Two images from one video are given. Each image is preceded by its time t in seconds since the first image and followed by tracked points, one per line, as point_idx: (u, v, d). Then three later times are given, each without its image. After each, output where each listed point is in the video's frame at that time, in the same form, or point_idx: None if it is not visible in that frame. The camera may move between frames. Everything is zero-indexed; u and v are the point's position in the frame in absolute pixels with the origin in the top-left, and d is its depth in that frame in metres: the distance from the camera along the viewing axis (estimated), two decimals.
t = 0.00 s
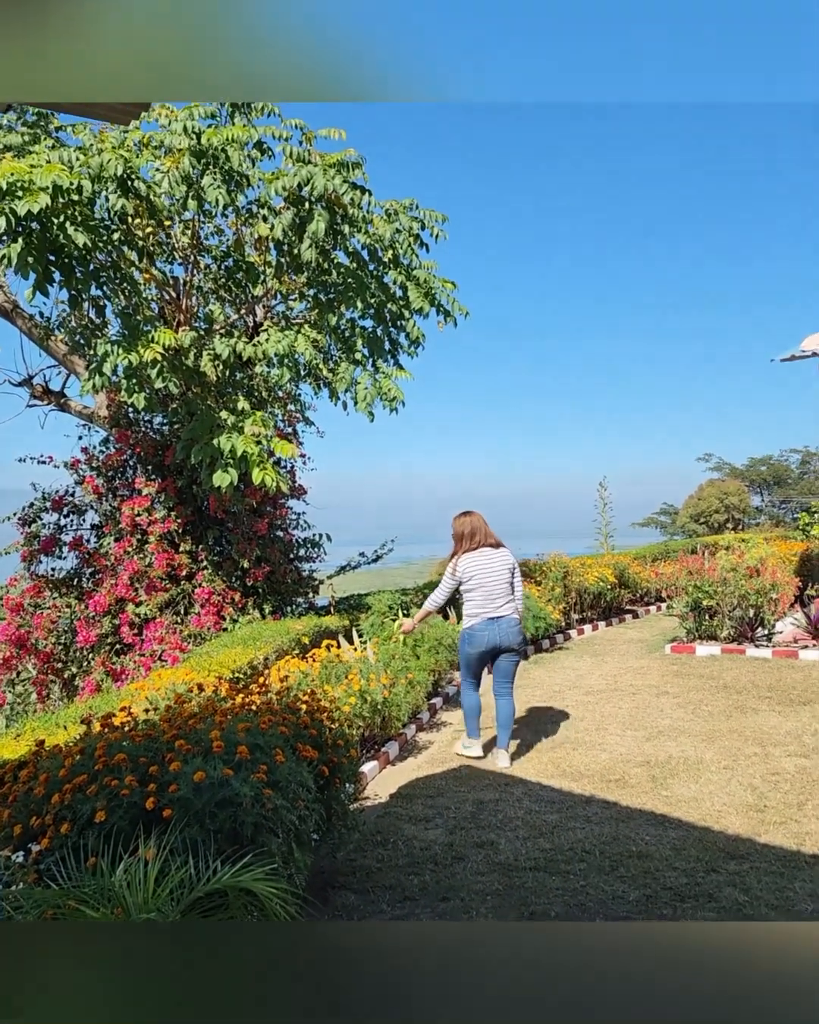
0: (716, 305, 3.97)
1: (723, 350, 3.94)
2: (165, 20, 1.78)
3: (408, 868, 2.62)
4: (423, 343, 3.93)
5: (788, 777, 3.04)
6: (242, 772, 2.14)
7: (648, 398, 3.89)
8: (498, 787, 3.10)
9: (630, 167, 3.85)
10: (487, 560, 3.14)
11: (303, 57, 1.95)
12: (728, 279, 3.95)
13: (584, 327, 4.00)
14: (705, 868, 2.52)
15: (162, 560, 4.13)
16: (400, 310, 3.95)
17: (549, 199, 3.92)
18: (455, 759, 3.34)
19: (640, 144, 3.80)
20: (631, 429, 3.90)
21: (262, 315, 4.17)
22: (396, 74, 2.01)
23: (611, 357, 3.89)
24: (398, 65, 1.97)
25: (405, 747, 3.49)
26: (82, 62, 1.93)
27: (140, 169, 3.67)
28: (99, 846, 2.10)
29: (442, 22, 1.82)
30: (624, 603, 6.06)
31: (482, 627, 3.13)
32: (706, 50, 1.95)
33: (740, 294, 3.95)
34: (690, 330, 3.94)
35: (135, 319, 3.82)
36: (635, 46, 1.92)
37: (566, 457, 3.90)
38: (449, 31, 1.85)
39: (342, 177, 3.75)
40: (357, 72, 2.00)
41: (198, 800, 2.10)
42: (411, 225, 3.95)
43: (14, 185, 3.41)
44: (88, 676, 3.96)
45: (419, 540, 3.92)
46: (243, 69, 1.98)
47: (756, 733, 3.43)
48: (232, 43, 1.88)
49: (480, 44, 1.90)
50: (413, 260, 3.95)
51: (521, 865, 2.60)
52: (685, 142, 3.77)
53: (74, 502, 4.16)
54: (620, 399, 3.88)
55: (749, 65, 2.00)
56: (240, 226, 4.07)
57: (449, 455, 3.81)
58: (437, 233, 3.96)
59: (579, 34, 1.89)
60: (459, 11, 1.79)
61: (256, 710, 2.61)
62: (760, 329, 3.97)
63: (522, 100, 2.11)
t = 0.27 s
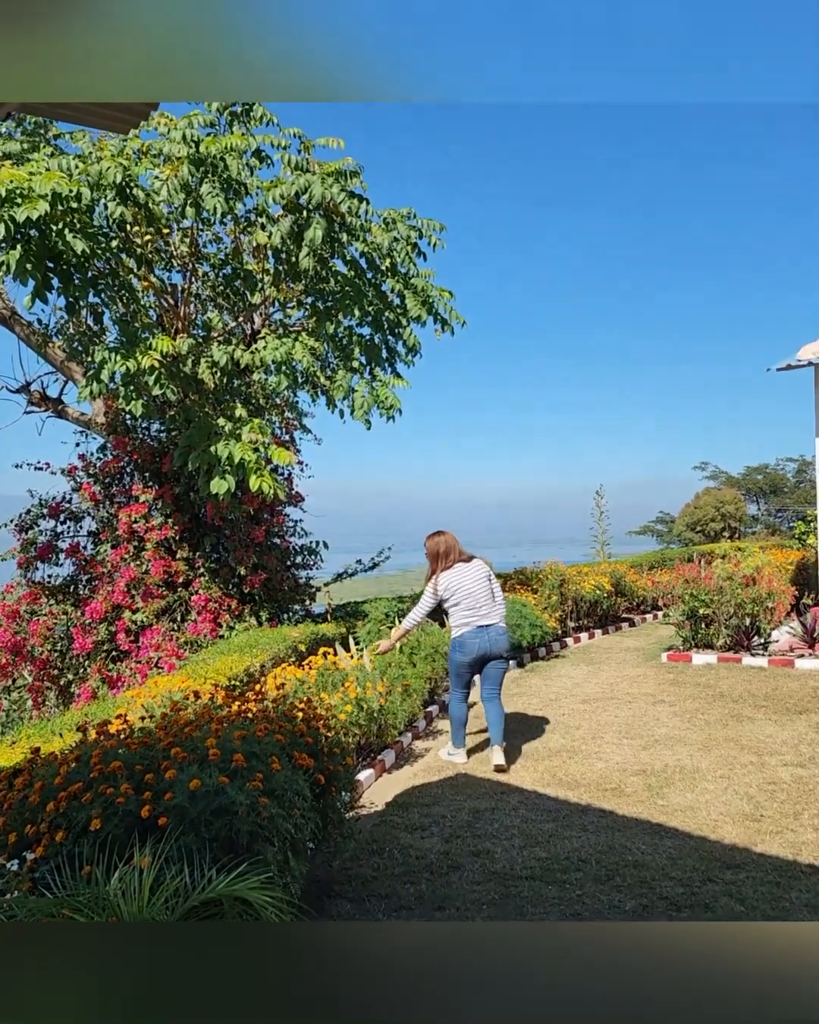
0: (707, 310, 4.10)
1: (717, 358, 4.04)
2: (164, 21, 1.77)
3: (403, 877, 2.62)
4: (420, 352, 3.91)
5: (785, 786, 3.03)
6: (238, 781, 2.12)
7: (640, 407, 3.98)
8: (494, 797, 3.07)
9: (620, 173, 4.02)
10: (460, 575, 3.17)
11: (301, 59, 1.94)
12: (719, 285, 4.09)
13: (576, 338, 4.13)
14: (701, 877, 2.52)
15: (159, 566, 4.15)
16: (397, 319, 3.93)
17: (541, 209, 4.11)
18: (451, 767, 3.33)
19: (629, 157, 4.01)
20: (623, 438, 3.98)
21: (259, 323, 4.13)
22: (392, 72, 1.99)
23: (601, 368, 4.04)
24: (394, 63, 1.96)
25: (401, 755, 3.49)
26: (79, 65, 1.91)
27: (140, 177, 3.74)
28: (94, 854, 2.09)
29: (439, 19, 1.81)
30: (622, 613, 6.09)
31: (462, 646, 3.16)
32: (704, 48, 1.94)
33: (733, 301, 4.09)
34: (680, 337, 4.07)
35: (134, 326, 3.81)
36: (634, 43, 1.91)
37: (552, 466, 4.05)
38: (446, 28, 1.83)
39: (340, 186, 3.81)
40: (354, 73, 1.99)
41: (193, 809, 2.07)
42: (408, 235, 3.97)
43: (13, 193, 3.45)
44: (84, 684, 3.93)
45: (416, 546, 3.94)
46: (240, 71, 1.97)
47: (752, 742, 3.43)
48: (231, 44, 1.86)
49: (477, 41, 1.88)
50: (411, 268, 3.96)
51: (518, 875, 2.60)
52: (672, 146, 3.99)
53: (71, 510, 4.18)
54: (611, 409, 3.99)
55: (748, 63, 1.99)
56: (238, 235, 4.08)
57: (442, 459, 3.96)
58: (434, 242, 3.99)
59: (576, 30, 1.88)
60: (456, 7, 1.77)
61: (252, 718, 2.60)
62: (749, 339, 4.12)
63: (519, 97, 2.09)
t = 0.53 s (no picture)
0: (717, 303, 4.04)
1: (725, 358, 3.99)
2: (162, 18, 1.75)
3: (403, 881, 2.58)
4: (420, 355, 3.98)
5: (783, 790, 3.02)
6: (237, 784, 2.11)
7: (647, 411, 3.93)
8: (492, 801, 3.08)
9: (618, 172, 4.02)
10: (443, 581, 3.22)
11: (299, 56, 1.92)
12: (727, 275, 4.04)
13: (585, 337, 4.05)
14: (699, 882, 2.50)
15: (157, 570, 4.14)
16: (397, 321, 3.99)
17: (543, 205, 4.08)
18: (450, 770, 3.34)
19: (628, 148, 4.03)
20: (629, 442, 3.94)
21: (258, 327, 4.16)
22: (390, 71, 1.98)
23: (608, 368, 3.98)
24: (393, 61, 1.95)
25: (400, 757, 3.51)
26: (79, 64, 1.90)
27: (139, 179, 3.71)
28: (93, 856, 2.09)
29: (437, 15, 1.80)
30: (620, 617, 6.11)
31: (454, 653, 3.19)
32: (702, 44, 1.93)
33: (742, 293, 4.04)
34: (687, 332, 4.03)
35: (134, 329, 3.81)
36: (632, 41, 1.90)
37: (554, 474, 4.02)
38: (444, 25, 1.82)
39: (340, 190, 3.84)
40: (352, 70, 1.98)
41: (192, 812, 2.06)
42: (408, 237, 4.04)
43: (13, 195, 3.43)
44: (83, 687, 3.93)
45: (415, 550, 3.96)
46: (240, 70, 1.97)
47: (750, 746, 3.42)
48: (229, 41, 1.85)
49: (475, 38, 1.87)
50: (410, 272, 4.02)
51: (518, 878, 2.57)
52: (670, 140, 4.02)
53: (69, 512, 4.14)
54: (615, 409, 3.93)
55: (747, 60, 1.98)
56: (238, 238, 4.11)
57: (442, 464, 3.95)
58: (434, 246, 4.07)
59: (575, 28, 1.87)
60: (454, 4, 1.76)
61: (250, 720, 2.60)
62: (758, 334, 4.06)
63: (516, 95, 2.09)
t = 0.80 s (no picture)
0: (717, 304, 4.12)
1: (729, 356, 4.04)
2: (160, 15, 1.74)
3: (403, 880, 2.57)
4: (421, 355, 3.96)
5: (784, 790, 3.01)
6: (238, 783, 2.11)
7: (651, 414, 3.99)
8: (493, 799, 3.06)
9: (621, 180, 4.06)
10: (443, 582, 3.21)
11: (298, 54, 1.91)
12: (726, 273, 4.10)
13: (588, 334, 4.14)
14: (700, 882, 2.47)
15: (158, 569, 4.13)
16: (398, 321, 3.96)
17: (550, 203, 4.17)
18: (450, 769, 3.34)
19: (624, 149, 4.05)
20: (634, 440, 4.04)
21: (259, 326, 4.19)
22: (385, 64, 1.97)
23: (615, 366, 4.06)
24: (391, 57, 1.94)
25: (401, 756, 3.50)
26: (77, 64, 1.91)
27: (140, 179, 3.68)
28: (93, 856, 2.08)
29: (435, 12, 1.79)
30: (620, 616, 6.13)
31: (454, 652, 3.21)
32: (699, 39, 1.92)
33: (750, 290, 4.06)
34: (690, 329, 4.10)
35: (135, 328, 3.80)
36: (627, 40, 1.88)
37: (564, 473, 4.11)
38: (439, 20, 1.81)
39: (341, 190, 3.81)
40: (351, 67, 1.97)
41: (192, 811, 2.05)
42: (409, 237, 3.97)
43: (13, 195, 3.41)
44: (84, 686, 3.93)
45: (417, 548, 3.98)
46: (239, 68, 1.96)
47: (751, 746, 3.42)
48: (228, 40, 1.84)
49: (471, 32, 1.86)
50: (411, 271, 3.97)
51: (518, 877, 2.54)
52: (670, 135, 4.01)
53: (70, 511, 4.19)
54: (617, 409, 4.03)
55: (745, 55, 1.96)
56: (239, 237, 4.11)
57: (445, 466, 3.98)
58: (435, 245, 4.02)
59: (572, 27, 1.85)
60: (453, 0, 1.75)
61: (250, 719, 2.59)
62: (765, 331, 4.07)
63: (515, 93, 2.07)
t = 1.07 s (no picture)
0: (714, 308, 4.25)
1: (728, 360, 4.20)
2: (158, 12, 1.73)
3: (404, 878, 2.56)
4: (422, 355, 3.98)
5: (785, 789, 3.01)
6: (238, 782, 2.10)
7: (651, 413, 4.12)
8: (494, 799, 3.05)
9: (621, 188, 4.13)
10: (445, 582, 3.20)
11: (298, 51, 1.90)
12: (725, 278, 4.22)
13: (592, 335, 4.28)
14: (700, 880, 2.47)
15: (160, 567, 4.13)
16: (399, 320, 3.97)
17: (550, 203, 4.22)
18: (451, 768, 3.34)
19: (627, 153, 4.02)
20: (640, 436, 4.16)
21: (261, 325, 4.20)
22: (386, 62, 1.96)
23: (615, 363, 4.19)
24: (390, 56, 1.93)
25: (403, 756, 3.50)
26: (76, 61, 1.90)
27: (142, 178, 3.68)
28: (95, 854, 2.07)
29: (435, 9, 1.78)
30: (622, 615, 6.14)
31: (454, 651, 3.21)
32: (701, 35, 1.91)
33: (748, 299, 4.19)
34: (690, 329, 4.23)
35: (136, 327, 3.80)
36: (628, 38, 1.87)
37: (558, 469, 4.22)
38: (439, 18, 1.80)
39: (341, 188, 3.79)
40: (351, 65, 1.96)
41: (193, 810, 2.04)
42: (410, 236, 3.98)
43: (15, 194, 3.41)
44: (85, 685, 3.93)
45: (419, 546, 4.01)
46: (238, 65, 1.95)
47: (753, 745, 3.42)
48: (228, 37, 1.83)
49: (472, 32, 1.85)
50: (412, 270, 3.99)
51: (518, 876, 2.53)
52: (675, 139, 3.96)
53: (72, 511, 4.21)
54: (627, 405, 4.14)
55: (747, 50, 1.95)
56: (240, 236, 4.12)
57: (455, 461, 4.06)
58: (436, 244, 4.06)
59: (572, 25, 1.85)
60: None
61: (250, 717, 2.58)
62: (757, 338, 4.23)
63: (516, 90, 2.06)
